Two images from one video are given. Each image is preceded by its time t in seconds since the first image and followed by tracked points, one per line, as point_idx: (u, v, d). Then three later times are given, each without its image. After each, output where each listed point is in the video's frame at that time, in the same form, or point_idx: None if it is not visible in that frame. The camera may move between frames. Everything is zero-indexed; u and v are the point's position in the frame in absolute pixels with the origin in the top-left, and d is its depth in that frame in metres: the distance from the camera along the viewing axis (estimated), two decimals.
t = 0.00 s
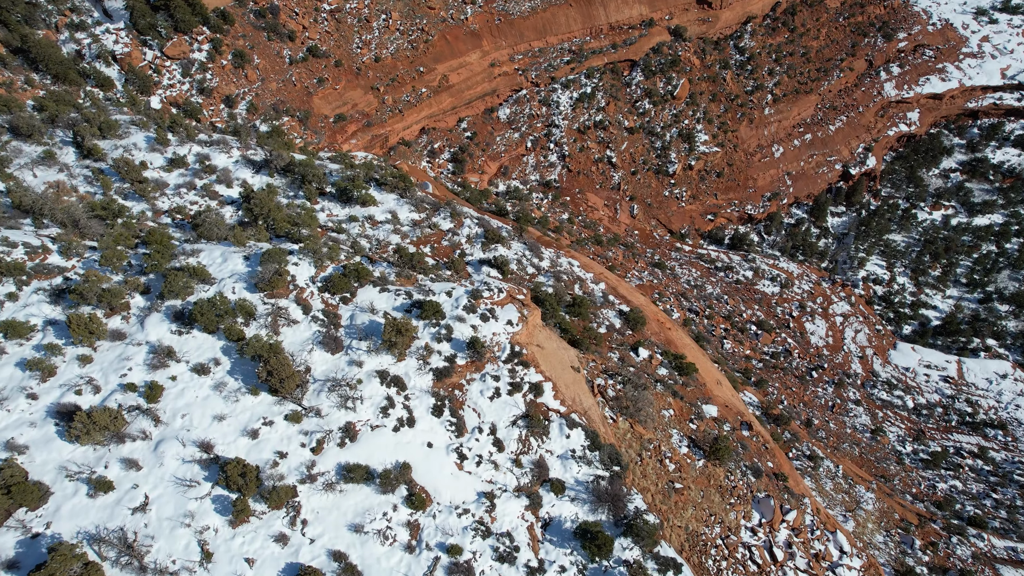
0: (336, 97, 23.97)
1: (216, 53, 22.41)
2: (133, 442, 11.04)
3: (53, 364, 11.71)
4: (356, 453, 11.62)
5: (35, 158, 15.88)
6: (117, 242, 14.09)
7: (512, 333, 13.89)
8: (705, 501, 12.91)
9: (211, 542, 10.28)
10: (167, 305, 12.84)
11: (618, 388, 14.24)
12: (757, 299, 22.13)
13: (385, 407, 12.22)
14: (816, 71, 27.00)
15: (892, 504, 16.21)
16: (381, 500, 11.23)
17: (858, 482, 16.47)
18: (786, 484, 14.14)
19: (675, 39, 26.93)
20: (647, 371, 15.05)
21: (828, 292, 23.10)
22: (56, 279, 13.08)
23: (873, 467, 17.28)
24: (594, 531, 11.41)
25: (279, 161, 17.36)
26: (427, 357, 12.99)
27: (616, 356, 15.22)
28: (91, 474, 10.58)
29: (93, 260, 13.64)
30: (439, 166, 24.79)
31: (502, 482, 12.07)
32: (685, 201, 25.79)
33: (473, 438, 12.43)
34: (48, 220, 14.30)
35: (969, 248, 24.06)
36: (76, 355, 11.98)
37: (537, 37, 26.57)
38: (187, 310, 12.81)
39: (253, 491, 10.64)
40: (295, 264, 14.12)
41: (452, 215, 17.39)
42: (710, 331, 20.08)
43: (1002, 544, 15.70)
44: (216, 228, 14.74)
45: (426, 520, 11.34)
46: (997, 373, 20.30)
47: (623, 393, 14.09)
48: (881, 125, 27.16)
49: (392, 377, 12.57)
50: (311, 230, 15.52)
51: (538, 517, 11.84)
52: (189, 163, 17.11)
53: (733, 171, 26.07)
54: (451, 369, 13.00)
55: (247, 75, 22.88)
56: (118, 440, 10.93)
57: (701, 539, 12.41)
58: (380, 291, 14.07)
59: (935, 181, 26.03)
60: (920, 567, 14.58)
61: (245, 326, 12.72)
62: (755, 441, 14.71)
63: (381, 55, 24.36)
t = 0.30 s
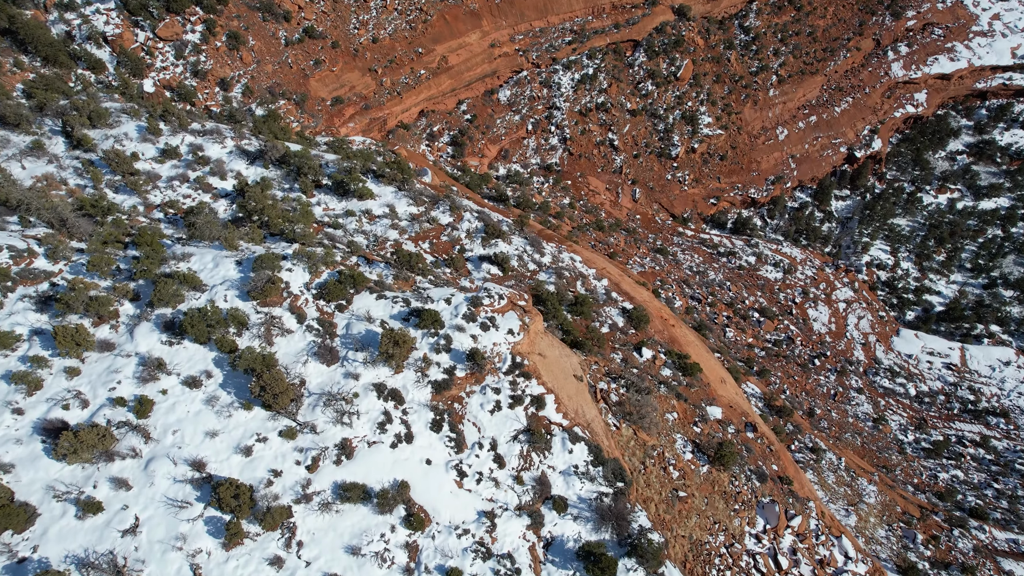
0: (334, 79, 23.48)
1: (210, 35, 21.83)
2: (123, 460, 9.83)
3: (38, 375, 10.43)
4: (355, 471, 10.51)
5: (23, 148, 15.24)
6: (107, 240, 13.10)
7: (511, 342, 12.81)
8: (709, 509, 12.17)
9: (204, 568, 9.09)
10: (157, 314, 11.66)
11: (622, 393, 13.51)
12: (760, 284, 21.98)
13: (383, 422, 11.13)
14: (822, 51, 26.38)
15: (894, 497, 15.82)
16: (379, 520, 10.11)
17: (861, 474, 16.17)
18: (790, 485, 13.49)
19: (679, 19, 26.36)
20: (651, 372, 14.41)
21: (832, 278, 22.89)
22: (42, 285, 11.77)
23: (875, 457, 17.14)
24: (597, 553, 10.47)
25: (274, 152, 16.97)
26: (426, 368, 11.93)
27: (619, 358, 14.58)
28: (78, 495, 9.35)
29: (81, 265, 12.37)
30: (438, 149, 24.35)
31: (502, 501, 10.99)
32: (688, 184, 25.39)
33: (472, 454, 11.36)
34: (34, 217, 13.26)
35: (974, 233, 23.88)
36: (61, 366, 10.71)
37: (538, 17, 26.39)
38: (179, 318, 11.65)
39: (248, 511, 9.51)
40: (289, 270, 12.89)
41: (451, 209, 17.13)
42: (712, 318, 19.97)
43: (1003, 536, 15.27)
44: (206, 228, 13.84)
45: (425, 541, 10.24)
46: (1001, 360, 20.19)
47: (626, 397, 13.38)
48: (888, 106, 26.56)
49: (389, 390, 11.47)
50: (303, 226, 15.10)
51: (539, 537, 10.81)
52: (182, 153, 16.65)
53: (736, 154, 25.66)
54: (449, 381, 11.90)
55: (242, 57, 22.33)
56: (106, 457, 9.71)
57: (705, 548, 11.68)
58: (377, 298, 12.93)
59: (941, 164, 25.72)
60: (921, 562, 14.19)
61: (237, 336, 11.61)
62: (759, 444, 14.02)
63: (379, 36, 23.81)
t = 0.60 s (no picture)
0: (331, 62, 22.94)
1: (203, 16, 21.37)
2: (113, 480, 9.52)
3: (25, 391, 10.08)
4: (351, 491, 10.25)
5: (9, 139, 14.66)
6: (97, 241, 12.99)
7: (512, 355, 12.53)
8: (713, 517, 12.18)
9: None
10: (147, 325, 11.31)
11: (624, 399, 13.34)
12: (762, 271, 21.80)
13: (381, 440, 10.85)
14: (828, 31, 25.76)
15: (896, 489, 15.86)
16: (377, 543, 9.87)
17: (863, 467, 16.16)
18: (795, 490, 13.60)
19: None
20: (654, 374, 14.34)
21: (835, 264, 22.69)
22: (28, 293, 11.41)
23: (877, 447, 17.18)
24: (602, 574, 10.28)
25: (268, 145, 16.50)
26: (425, 383, 11.63)
27: (621, 360, 14.49)
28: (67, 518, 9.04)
29: (69, 270, 12.01)
30: (437, 133, 23.92)
31: (504, 520, 10.76)
32: (691, 168, 25.04)
33: (472, 473, 11.10)
34: (21, 217, 12.76)
35: (980, 217, 23.55)
36: (48, 381, 10.35)
37: None
38: (170, 330, 11.32)
39: (243, 535, 9.24)
40: (283, 279, 12.62)
41: (451, 204, 16.87)
42: (715, 307, 19.84)
43: (1004, 528, 15.40)
44: (199, 233, 13.61)
45: (423, 563, 10.02)
46: (1004, 347, 20.12)
47: (631, 403, 13.23)
48: (894, 87, 26.02)
49: (387, 405, 11.22)
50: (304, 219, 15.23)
51: (541, 557, 10.63)
52: (174, 145, 16.31)
53: (740, 137, 25.24)
54: (449, 398, 11.63)
55: (236, 39, 21.86)
56: (96, 479, 9.40)
57: (709, 558, 11.65)
58: (374, 308, 12.75)
59: (948, 147, 25.27)
60: (923, 557, 14.38)
61: (230, 349, 11.29)
62: (764, 448, 14.13)
63: (377, 17, 23.26)
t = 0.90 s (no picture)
0: (328, 44, 22.44)
1: None
2: (104, 503, 9.35)
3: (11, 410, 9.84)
4: (348, 513, 10.06)
5: None
6: (86, 244, 12.66)
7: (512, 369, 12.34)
8: (716, 527, 12.17)
9: None
10: (137, 339, 11.02)
11: (628, 406, 13.32)
12: (765, 258, 21.58)
13: (379, 460, 10.66)
14: (835, 10, 25.18)
15: (898, 483, 15.95)
16: (375, 567, 9.71)
17: (865, 460, 16.20)
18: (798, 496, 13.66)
19: None
20: (657, 378, 14.28)
21: (838, 250, 22.45)
22: (15, 303, 11.05)
23: (879, 438, 17.17)
24: None
25: (262, 138, 16.12)
26: (423, 400, 11.44)
27: (624, 364, 14.38)
28: (56, 544, 8.85)
29: (57, 278, 11.66)
30: (436, 116, 23.58)
31: (504, 543, 10.58)
32: (693, 152, 24.69)
33: (472, 493, 10.88)
34: (7, 219, 12.51)
35: (986, 202, 23.23)
36: (35, 398, 10.11)
37: None
38: (161, 344, 11.05)
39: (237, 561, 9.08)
40: (277, 288, 12.32)
41: (450, 200, 16.66)
42: (717, 295, 19.71)
43: (1005, 521, 15.44)
44: (191, 236, 13.42)
45: None
46: (1008, 334, 19.95)
47: (632, 409, 13.25)
48: (902, 68, 25.50)
49: (385, 424, 11.01)
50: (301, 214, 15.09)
51: None
52: (166, 137, 16.03)
53: (744, 120, 24.80)
54: (448, 414, 11.42)
55: (231, 21, 21.38)
56: (86, 503, 9.21)
57: (712, 568, 11.68)
58: (371, 319, 12.43)
59: (955, 130, 24.74)
60: (924, 553, 14.36)
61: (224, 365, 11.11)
62: (768, 451, 14.16)
63: None
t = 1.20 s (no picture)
0: (324, 27, 21.89)
1: None
2: (96, 528, 9.29)
3: None
4: (345, 536, 10.06)
5: None
6: (76, 249, 12.59)
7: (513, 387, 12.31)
8: (720, 537, 12.26)
9: None
10: (127, 355, 10.89)
11: (631, 413, 13.32)
12: (768, 245, 21.31)
13: (377, 482, 10.63)
14: None
15: (900, 476, 15.97)
16: None
17: (867, 454, 16.20)
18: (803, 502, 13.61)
19: None
20: (661, 382, 14.18)
21: (842, 237, 22.19)
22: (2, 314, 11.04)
23: (880, 429, 17.23)
24: None
25: (257, 132, 15.90)
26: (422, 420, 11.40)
27: (628, 368, 14.23)
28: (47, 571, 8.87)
29: (45, 288, 11.61)
30: (435, 100, 23.16)
31: (505, 566, 10.68)
32: (696, 136, 24.29)
33: (473, 516, 10.91)
34: None
35: (991, 186, 22.96)
36: (25, 417, 10.03)
37: None
38: (153, 360, 10.92)
39: None
40: (271, 300, 12.18)
41: (450, 195, 16.41)
42: (720, 284, 19.56)
43: (1006, 514, 15.47)
44: (183, 241, 13.19)
45: None
46: (1011, 322, 19.85)
47: (636, 417, 13.24)
48: (910, 49, 24.94)
49: (382, 443, 10.96)
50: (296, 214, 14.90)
51: None
52: (159, 130, 15.75)
53: (748, 104, 24.37)
54: (448, 434, 11.41)
55: (224, 2, 20.72)
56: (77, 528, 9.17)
57: None
58: (368, 332, 12.35)
59: (962, 112, 24.38)
60: (925, 549, 14.41)
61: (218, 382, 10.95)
62: (772, 456, 14.10)
63: None
